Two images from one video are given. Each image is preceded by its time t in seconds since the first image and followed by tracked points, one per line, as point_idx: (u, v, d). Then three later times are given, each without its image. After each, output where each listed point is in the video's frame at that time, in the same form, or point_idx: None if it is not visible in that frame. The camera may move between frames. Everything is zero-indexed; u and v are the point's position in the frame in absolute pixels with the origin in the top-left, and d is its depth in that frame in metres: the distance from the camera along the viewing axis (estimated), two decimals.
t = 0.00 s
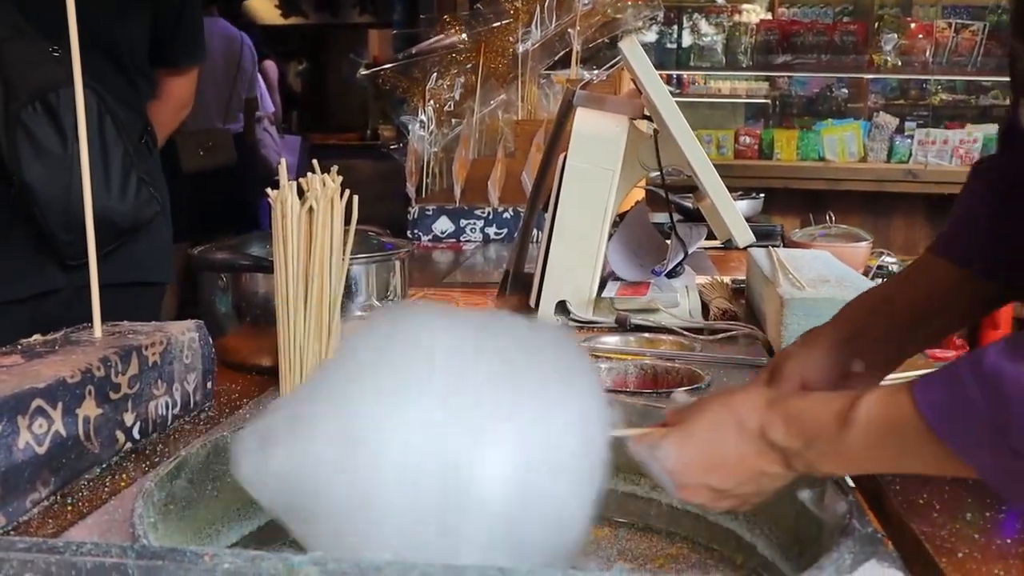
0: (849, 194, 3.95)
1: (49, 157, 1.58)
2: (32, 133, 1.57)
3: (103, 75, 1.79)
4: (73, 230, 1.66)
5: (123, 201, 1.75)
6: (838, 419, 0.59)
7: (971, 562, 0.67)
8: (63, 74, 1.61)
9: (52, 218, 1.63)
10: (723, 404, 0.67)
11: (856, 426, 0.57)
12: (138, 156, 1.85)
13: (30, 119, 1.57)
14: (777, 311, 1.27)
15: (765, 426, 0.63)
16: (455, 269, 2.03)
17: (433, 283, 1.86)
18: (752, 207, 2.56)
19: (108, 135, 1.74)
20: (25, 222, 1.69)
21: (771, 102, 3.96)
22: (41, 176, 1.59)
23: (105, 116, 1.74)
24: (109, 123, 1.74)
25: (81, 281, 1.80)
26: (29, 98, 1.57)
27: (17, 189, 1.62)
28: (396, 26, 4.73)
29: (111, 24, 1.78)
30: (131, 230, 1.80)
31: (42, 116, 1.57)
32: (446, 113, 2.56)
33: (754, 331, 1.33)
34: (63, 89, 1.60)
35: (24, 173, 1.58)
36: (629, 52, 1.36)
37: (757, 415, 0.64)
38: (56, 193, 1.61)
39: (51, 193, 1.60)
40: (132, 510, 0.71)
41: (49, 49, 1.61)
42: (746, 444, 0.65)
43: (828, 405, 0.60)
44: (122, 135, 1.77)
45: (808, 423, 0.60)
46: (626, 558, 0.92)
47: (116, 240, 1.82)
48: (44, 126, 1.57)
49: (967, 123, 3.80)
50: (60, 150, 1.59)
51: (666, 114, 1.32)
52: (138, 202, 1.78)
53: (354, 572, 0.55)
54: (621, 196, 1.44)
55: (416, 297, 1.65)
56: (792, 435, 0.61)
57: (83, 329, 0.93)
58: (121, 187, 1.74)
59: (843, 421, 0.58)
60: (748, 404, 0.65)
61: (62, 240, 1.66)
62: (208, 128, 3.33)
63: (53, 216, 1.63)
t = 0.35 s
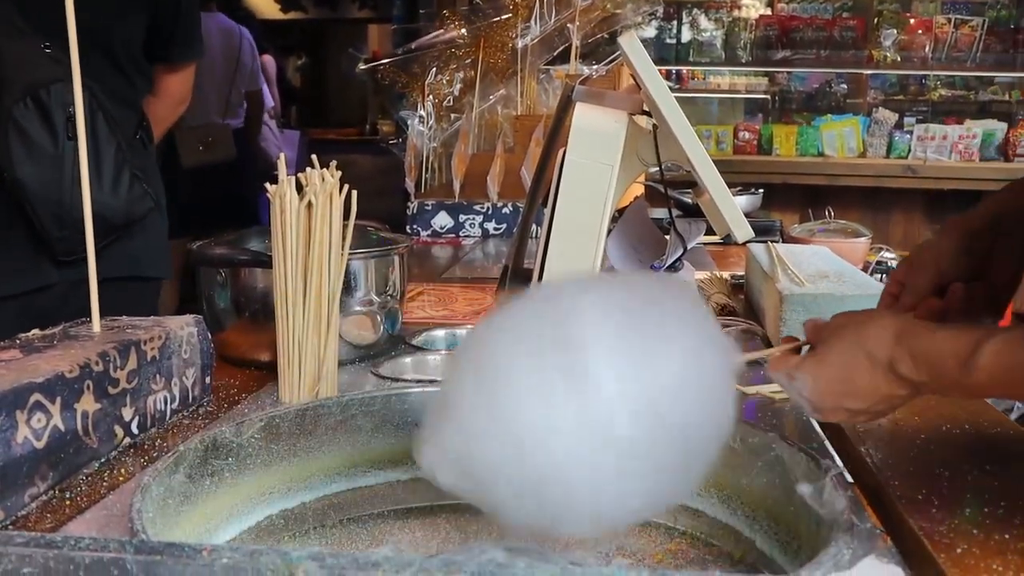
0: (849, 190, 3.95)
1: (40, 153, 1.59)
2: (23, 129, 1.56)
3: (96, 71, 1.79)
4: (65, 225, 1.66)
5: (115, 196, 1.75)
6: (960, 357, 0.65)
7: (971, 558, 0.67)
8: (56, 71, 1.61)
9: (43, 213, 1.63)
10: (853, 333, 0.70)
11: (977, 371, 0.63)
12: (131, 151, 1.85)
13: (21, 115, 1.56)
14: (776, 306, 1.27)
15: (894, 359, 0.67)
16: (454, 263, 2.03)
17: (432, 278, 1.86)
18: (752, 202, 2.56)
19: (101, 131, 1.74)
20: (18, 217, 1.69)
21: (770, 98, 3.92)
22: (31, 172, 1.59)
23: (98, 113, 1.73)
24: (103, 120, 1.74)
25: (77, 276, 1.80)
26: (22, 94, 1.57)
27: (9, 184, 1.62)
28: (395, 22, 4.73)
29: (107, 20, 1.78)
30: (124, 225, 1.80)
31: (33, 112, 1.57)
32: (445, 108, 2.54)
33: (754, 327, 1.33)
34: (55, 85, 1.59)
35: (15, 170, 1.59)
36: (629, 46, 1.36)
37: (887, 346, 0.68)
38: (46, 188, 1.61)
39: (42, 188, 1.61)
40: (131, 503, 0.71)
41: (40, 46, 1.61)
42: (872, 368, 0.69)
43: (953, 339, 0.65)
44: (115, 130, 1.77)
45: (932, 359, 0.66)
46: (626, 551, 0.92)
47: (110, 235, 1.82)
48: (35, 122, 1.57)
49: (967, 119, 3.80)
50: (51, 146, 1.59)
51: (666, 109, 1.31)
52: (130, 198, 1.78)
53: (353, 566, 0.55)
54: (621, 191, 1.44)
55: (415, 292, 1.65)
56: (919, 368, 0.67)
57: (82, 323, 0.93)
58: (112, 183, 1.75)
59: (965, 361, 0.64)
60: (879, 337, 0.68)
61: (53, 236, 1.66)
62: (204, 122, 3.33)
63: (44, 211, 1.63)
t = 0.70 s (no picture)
0: (849, 184, 3.95)
1: (39, 147, 1.58)
2: (21, 122, 1.57)
3: (93, 64, 1.79)
4: (63, 218, 1.65)
5: (114, 188, 1.75)
6: (927, 354, 0.68)
7: (974, 551, 0.67)
8: (53, 65, 1.60)
9: (42, 207, 1.62)
10: (821, 330, 0.76)
11: (943, 365, 0.67)
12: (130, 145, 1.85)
13: (19, 108, 1.57)
14: (776, 300, 1.26)
15: (858, 352, 0.73)
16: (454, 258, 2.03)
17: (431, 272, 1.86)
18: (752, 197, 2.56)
19: (99, 124, 1.73)
20: (16, 212, 1.69)
21: (769, 93, 3.94)
22: (31, 165, 1.59)
23: (95, 106, 1.73)
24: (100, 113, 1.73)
25: (75, 269, 1.79)
26: (19, 87, 1.57)
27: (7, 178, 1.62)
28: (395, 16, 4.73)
29: (104, 14, 1.78)
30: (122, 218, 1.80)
31: (31, 105, 1.57)
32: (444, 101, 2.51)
33: (754, 320, 1.33)
34: (51, 79, 1.59)
35: (13, 164, 1.59)
36: (629, 39, 1.36)
37: (854, 339, 0.74)
38: (45, 182, 1.60)
39: (40, 181, 1.60)
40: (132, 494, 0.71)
41: (37, 39, 1.60)
42: (838, 358, 0.75)
43: (923, 336, 0.69)
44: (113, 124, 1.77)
45: (899, 353, 0.70)
46: (627, 544, 0.92)
47: (108, 228, 1.81)
48: (33, 115, 1.57)
49: (967, 114, 3.80)
50: (49, 140, 1.59)
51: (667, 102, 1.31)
52: (128, 192, 1.78)
53: (356, 557, 0.55)
54: (621, 184, 1.44)
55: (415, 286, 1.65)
56: (884, 363, 0.71)
57: (82, 315, 0.93)
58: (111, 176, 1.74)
59: (932, 356, 0.68)
60: (847, 328, 0.74)
61: (51, 230, 1.65)
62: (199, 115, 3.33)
63: (43, 206, 1.62)
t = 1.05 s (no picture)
0: (845, 173, 3.95)
1: (34, 131, 1.58)
2: (15, 106, 1.56)
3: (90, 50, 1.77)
4: (59, 202, 1.63)
5: (110, 173, 1.74)
6: (832, 388, 0.64)
7: (986, 535, 0.67)
8: (46, 49, 1.60)
9: (37, 191, 1.61)
10: (726, 363, 0.73)
11: (848, 399, 0.62)
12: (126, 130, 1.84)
13: (14, 93, 1.57)
14: (779, 287, 1.26)
15: (765, 392, 0.69)
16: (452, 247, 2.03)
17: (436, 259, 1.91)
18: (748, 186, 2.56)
19: (94, 110, 1.73)
20: (13, 198, 1.68)
21: (767, 82, 3.93)
22: (26, 150, 1.58)
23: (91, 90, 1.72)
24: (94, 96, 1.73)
25: (68, 255, 1.78)
26: (14, 71, 1.58)
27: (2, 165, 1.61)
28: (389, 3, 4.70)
29: None
30: (119, 202, 1.79)
31: (25, 90, 1.57)
32: (442, 89, 2.49)
33: (756, 308, 1.33)
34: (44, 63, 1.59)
35: (7, 149, 1.57)
36: (633, 26, 1.35)
37: (760, 381, 0.70)
38: (40, 165, 1.59)
39: (34, 165, 1.59)
40: (138, 478, 0.71)
41: (31, 22, 1.60)
42: (743, 400, 0.72)
43: (825, 372, 0.65)
44: (107, 109, 1.76)
45: (804, 392, 0.66)
46: (632, 531, 0.92)
47: (105, 213, 1.80)
48: (28, 100, 1.57)
49: (963, 104, 3.79)
50: (44, 124, 1.58)
51: (670, 89, 1.30)
52: (125, 177, 1.77)
53: (370, 542, 0.54)
54: (623, 171, 1.43)
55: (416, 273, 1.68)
56: (789, 402, 0.67)
57: (84, 300, 0.92)
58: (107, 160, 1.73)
59: (837, 390, 0.63)
60: (751, 371, 0.71)
61: (48, 214, 1.64)
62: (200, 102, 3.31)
63: (39, 191, 1.61)
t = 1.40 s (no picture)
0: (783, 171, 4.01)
1: None
2: None
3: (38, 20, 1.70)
4: None
5: (57, 147, 1.68)
6: (835, 373, 0.60)
7: (999, 526, 0.67)
8: None
9: None
10: (707, 358, 0.69)
11: (853, 386, 0.59)
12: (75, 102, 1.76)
13: None
14: (755, 280, 1.27)
15: (754, 382, 0.66)
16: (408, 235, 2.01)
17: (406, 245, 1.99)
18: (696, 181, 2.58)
19: (40, 81, 1.67)
20: None
21: (705, 79, 3.97)
22: None
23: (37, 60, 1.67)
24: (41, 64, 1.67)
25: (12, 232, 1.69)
26: None
27: None
28: None
29: None
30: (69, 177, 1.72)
31: None
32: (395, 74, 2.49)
33: (729, 300, 1.34)
34: None
35: None
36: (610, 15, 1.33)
37: (749, 371, 0.66)
38: None
39: None
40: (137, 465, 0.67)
41: None
42: (729, 394, 0.68)
43: (827, 357, 0.62)
44: (57, 80, 1.69)
45: (800, 379, 0.62)
46: (624, 520, 0.91)
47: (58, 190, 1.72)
48: None
49: (898, 106, 3.88)
50: None
51: (647, 80, 1.30)
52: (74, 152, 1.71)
53: (409, 533, 0.52)
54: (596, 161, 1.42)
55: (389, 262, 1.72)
56: (782, 392, 0.64)
57: (61, 279, 0.88)
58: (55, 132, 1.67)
59: (840, 375, 0.60)
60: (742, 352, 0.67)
61: None
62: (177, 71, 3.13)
63: None
